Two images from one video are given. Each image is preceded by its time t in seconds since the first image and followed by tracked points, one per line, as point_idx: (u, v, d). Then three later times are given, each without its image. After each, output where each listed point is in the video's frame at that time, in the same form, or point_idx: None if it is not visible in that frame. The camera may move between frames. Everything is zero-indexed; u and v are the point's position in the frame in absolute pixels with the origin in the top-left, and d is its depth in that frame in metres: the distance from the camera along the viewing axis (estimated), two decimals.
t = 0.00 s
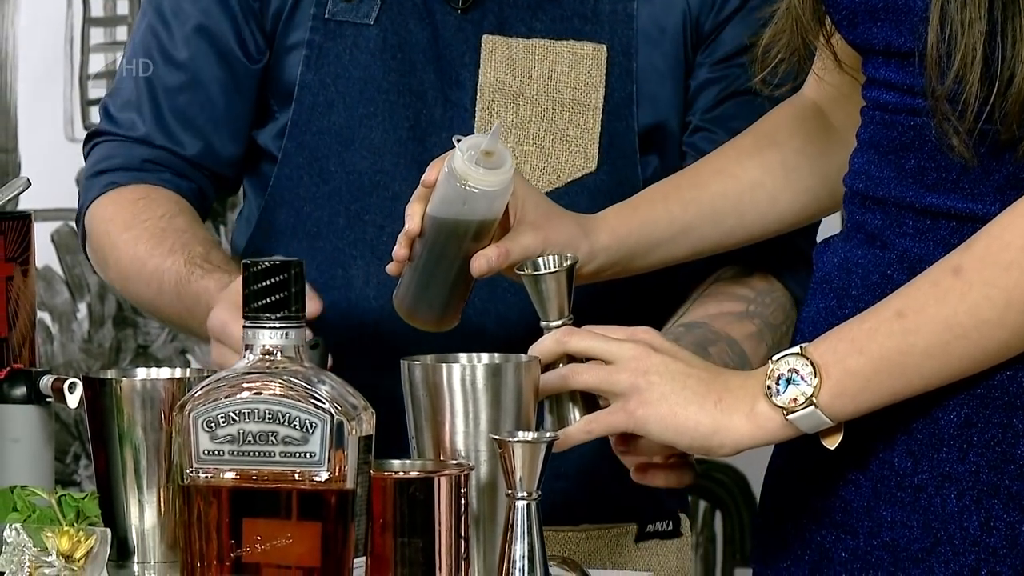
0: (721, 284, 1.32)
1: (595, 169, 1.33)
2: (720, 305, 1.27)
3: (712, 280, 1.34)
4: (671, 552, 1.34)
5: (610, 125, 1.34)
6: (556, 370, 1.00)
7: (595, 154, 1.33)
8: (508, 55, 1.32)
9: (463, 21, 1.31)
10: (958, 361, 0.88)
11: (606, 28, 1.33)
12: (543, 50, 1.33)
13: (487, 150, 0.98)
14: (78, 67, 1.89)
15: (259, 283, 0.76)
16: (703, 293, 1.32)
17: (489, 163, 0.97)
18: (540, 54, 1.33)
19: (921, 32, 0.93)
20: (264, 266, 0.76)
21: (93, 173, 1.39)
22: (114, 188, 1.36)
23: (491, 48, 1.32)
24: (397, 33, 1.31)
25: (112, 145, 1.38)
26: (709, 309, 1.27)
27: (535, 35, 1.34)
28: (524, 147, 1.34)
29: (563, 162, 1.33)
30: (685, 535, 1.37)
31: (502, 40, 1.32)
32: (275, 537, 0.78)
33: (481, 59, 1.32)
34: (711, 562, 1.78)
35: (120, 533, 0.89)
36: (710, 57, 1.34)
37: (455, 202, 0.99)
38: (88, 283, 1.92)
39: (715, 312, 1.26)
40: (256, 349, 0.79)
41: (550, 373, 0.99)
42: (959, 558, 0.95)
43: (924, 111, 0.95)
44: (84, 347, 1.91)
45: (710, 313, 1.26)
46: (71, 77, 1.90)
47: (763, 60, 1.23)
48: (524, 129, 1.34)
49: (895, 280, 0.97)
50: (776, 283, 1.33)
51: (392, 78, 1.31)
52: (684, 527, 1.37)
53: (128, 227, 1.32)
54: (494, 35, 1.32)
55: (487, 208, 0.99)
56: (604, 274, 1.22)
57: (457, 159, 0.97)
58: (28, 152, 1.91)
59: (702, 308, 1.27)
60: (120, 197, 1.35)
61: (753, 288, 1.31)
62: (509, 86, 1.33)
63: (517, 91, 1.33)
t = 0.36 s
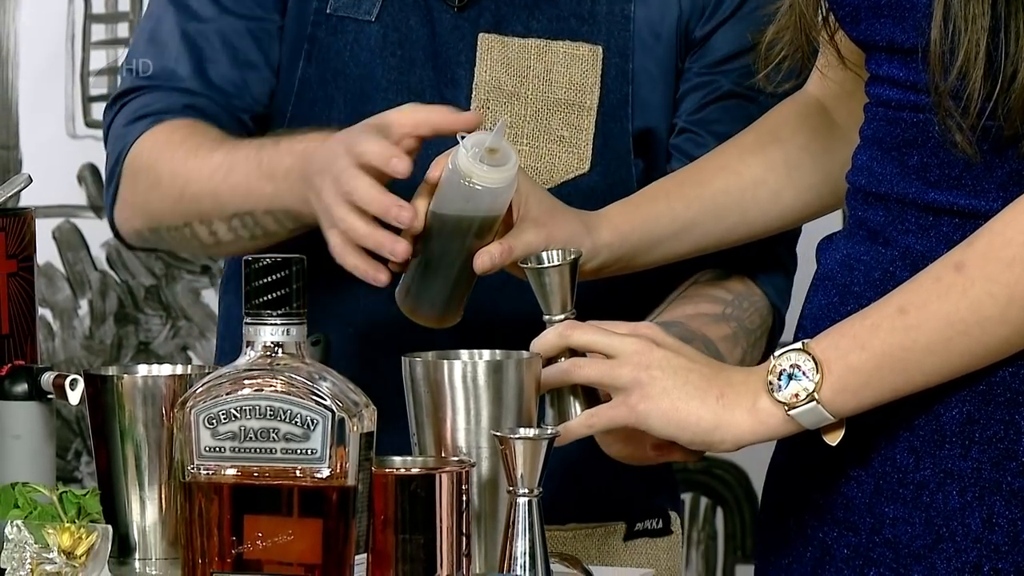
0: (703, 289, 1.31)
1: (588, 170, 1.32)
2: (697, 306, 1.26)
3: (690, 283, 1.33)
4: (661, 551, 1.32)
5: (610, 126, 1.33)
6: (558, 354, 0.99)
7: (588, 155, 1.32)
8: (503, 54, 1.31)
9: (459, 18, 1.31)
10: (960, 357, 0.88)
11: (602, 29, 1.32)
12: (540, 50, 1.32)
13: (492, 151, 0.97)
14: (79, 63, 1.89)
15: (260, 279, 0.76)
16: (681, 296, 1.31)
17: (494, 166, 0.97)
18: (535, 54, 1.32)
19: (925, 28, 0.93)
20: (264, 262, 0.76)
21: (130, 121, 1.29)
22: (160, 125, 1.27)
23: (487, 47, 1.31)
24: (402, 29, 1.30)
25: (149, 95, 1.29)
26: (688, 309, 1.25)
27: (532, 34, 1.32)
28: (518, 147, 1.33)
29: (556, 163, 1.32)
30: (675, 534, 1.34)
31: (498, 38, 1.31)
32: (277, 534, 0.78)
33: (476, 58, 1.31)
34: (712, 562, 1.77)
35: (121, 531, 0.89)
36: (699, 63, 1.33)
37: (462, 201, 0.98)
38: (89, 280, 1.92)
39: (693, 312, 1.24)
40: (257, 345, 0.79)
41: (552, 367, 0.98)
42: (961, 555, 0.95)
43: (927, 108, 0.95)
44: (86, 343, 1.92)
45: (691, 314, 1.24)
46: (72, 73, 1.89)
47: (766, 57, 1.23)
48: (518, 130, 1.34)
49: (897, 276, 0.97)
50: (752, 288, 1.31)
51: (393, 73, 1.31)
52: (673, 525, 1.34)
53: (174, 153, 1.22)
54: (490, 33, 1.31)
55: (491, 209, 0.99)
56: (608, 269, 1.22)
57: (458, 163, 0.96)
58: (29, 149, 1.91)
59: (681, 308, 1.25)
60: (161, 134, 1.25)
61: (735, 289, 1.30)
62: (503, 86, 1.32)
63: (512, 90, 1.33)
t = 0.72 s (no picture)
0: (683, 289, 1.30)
1: (592, 175, 1.32)
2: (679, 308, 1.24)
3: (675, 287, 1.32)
4: (652, 548, 1.30)
5: (620, 133, 1.32)
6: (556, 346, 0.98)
7: (594, 160, 1.32)
8: (515, 54, 1.30)
9: (473, 16, 1.30)
10: (959, 354, 0.88)
11: (616, 34, 1.32)
12: (554, 51, 1.31)
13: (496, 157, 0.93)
14: (79, 61, 1.89)
15: (260, 278, 0.76)
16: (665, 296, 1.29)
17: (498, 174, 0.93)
18: (548, 55, 1.31)
19: (927, 27, 0.93)
20: (266, 260, 0.76)
21: (157, 83, 1.28)
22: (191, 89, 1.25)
23: (500, 46, 1.30)
24: (406, 24, 1.29)
25: (179, 58, 1.29)
26: (670, 308, 1.24)
27: (545, 36, 1.31)
28: (524, 147, 1.32)
29: (561, 166, 1.32)
30: (667, 531, 1.32)
31: (510, 38, 1.30)
32: (277, 533, 0.78)
33: (487, 57, 1.30)
34: (712, 561, 1.76)
35: (122, 529, 0.89)
36: (702, 78, 1.34)
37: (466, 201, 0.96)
38: (90, 278, 1.92)
39: (675, 312, 1.23)
40: (257, 344, 0.79)
41: (554, 355, 0.97)
42: (962, 553, 0.95)
43: (929, 106, 0.94)
44: (86, 341, 1.92)
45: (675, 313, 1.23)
46: (73, 71, 1.89)
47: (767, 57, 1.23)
48: (525, 130, 1.33)
49: (898, 275, 0.97)
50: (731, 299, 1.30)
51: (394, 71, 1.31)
52: (666, 524, 1.33)
53: (205, 119, 1.21)
54: (502, 32, 1.30)
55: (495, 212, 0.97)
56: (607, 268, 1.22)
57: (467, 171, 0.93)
58: (29, 147, 1.91)
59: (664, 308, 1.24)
60: (189, 100, 1.24)
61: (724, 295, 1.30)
62: (514, 85, 1.31)
63: (522, 90, 1.32)
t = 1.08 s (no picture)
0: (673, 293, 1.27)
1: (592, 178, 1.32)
2: (673, 311, 1.22)
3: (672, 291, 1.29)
4: (645, 549, 1.29)
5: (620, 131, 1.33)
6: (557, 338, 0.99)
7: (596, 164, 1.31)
8: (525, 55, 1.29)
9: (484, 14, 1.29)
10: (939, 370, 0.87)
11: (628, 40, 1.31)
12: (565, 54, 1.30)
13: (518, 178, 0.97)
14: (79, 59, 1.89)
15: (260, 277, 0.76)
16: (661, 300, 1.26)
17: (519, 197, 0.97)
18: (558, 57, 1.30)
19: (924, 28, 0.93)
20: (264, 259, 0.76)
21: None
22: None
23: (510, 46, 1.29)
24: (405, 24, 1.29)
25: None
26: (660, 312, 1.22)
27: (557, 37, 1.31)
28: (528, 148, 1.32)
29: (563, 168, 1.32)
30: (659, 532, 1.32)
31: (520, 37, 1.29)
32: (277, 531, 0.78)
33: (497, 57, 1.29)
34: (711, 560, 1.77)
35: (121, 527, 0.89)
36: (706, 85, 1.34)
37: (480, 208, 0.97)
38: (90, 277, 1.92)
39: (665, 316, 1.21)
40: (257, 343, 0.79)
41: (552, 351, 0.97)
42: (964, 552, 0.95)
43: (927, 105, 0.94)
44: (86, 340, 1.91)
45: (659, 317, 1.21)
46: (72, 68, 1.89)
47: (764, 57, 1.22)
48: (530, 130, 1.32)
49: (897, 274, 0.97)
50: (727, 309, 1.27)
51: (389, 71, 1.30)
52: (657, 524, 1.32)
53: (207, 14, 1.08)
54: (512, 31, 1.29)
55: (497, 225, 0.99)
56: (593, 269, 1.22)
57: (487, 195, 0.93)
58: (28, 146, 1.92)
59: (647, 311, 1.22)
60: None
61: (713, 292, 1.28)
62: (520, 85, 1.30)
63: (528, 91, 1.30)
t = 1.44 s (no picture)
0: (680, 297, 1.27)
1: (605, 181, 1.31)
2: (678, 315, 1.21)
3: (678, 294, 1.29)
4: (641, 545, 1.28)
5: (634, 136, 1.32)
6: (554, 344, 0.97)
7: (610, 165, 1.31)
8: (550, 54, 1.28)
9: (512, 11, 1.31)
10: (935, 370, 0.87)
11: (652, 45, 1.31)
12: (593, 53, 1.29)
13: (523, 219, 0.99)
14: (78, 57, 1.89)
15: (260, 275, 0.76)
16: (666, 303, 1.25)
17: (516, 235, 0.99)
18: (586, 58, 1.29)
19: (919, 27, 0.93)
20: (264, 257, 0.75)
21: None
22: None
23: (535, 45, 1.28)
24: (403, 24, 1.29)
25: None
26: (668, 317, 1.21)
27: (582, 37, 1.30)
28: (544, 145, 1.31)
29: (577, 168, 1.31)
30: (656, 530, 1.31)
31: (546, 37, 1.28)
32: (277, 530, 0.77)
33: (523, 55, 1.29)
34: (711, 558, 1.77)
35: (121, 526, 0.89)
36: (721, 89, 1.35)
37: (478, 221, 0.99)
38: (89, 275, 1.92)
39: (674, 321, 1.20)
40: (257, 341, 0.79)
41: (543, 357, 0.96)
42: (953, 552, 0.95)
43: (920, 105, 0.95)
44: (86, 339, 1.92)
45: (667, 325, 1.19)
46: (72, 67, 1.89)
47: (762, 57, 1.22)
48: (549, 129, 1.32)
49: (887, 273, 0.98)
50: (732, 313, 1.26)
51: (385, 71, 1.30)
52: (653, 522, 1.31)
53: None
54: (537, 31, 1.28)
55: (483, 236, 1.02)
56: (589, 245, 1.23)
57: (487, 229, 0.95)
58: (29, 144, 1.92)
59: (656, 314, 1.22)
60: None
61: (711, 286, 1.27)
62: (544, 84, 1.30)
63: (552, 91, 1.30)
